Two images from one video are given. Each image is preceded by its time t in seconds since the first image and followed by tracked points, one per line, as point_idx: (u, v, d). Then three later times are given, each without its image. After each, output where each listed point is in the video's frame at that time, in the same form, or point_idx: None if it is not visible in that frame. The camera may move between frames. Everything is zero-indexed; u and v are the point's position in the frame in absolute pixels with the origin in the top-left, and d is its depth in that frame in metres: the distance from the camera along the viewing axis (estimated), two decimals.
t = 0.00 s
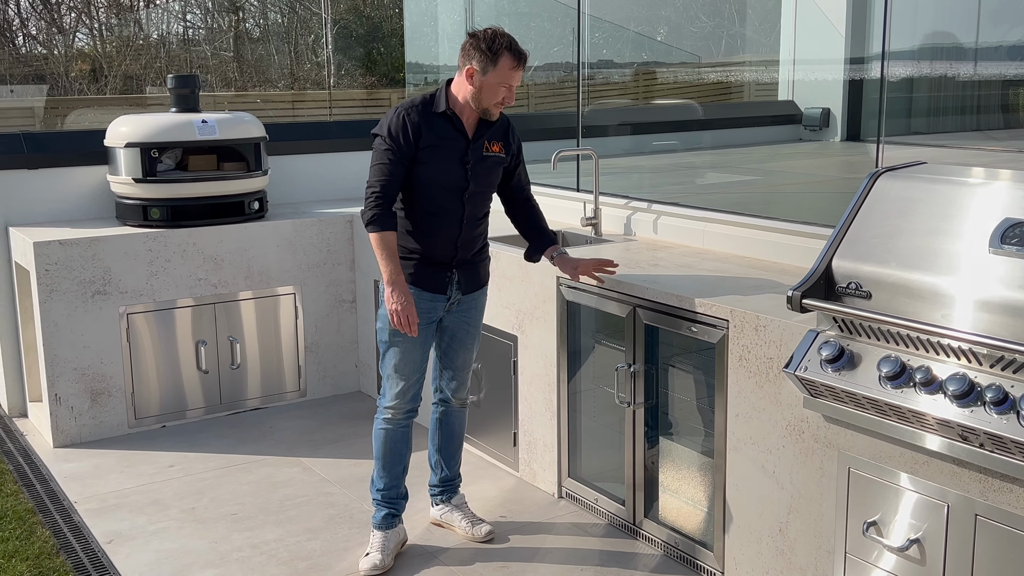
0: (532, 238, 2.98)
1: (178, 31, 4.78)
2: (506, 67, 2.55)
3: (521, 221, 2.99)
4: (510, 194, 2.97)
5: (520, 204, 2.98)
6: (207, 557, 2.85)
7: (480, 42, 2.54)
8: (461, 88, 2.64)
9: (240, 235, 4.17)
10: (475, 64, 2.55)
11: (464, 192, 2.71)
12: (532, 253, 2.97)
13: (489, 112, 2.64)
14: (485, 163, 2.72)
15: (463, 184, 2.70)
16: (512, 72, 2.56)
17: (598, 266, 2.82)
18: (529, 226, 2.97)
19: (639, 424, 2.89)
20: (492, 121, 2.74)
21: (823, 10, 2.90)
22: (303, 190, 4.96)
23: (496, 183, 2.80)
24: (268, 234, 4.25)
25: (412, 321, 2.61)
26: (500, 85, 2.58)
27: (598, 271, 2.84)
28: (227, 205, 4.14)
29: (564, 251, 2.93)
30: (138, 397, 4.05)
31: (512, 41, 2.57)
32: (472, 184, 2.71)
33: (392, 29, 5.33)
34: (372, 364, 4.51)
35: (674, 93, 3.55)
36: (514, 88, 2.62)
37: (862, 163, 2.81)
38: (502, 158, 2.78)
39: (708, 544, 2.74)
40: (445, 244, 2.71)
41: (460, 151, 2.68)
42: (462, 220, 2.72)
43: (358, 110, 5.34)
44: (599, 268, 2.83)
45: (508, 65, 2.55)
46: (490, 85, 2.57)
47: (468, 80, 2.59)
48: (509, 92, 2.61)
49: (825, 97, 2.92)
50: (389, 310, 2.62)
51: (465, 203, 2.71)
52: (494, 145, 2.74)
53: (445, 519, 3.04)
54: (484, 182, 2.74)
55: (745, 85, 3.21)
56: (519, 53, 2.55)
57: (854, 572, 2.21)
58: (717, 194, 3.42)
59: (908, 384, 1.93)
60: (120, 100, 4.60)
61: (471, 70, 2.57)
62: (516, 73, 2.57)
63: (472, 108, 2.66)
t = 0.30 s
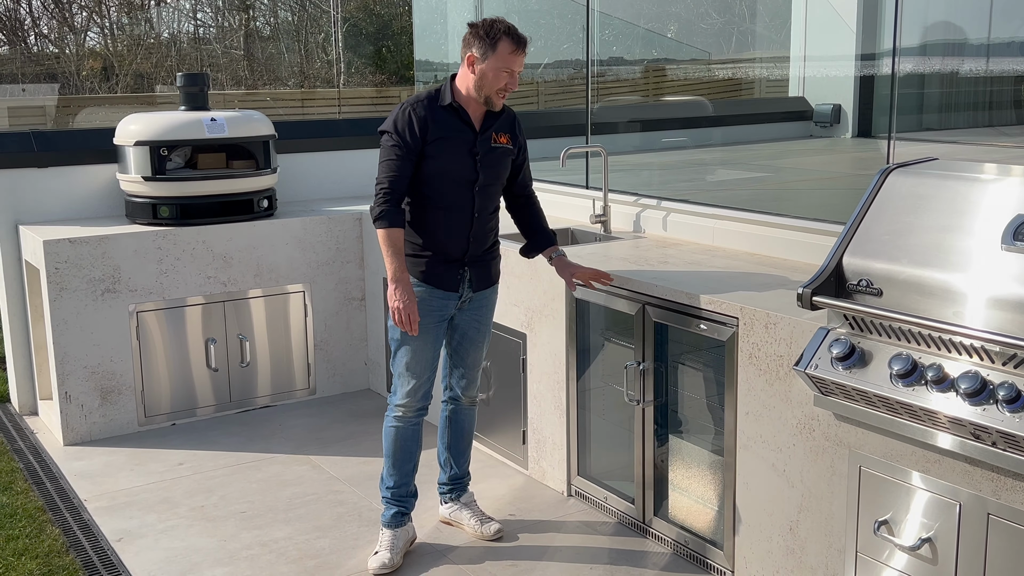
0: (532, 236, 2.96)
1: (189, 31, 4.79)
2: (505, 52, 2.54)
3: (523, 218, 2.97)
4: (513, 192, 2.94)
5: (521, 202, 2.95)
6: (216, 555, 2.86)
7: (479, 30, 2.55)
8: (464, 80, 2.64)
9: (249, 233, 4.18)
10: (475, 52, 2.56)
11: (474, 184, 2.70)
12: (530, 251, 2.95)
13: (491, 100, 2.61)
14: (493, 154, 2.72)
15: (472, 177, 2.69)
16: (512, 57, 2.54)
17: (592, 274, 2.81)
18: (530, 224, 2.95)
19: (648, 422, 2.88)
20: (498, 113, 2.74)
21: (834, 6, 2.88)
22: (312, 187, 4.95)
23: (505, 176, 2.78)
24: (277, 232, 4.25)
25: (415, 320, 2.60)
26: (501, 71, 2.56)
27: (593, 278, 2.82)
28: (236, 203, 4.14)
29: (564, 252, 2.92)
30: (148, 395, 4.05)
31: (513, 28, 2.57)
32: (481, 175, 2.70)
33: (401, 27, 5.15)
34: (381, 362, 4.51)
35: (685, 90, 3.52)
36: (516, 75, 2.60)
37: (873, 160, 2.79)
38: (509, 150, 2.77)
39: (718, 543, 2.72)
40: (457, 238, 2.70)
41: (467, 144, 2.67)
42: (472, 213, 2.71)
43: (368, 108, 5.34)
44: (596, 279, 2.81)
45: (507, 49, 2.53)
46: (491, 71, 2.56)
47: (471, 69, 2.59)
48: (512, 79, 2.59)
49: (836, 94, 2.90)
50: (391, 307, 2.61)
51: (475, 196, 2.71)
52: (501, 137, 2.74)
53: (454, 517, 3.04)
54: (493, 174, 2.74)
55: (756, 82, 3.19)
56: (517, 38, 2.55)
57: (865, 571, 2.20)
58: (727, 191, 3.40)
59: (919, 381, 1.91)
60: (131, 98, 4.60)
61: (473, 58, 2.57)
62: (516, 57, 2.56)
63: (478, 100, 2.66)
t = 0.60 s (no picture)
0: (532, 241, 2.95)
1: (196, 30, 4.79)
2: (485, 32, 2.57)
3: (524, 223, 2.96)
4: (516, 198, 2.94)
5: (524, 207, 2.95)
6: (223, 554, 2.86)
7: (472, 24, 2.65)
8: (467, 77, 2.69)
9: (255, 232, 4.18)
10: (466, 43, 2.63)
11: (476, 184, 2.69)
12: (529, 255, 2.94)
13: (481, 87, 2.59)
14: (497, 156, 2.70)
15: (475, 176, 2.68)
16: (491, 35, 2.55)
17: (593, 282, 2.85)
18: (531, 228, 2.95)
19: (655, 421, 2.87)
20: (508, 115, 2.73)
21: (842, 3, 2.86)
22: (319, 186, 4.95)
23: (508, 178, 2.77)
24: (283, 231, 4.25)
25: (411, 310, 2.57)
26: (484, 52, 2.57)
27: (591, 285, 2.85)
28: (242, 202, 4.15)
29: (561, 262, 2.93)
30: (155, 394, 4.06)
31: (509, 18, 2.61)
32: (483, 176, 2.69)
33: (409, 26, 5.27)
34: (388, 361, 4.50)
35: (692, 88, 3.51)
36: (505, 58, 2.58)
37: (881, 158, 2.78)
38: (515, 152, 2.76)
39: (725, 542, 2.71)
40: (455, 236, 2.69)
41: (473, 142, 2.66)
42: (471, 212, 2.70)
43: (375, 106, 5.34)
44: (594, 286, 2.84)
45: (488, 29, 2.55)
46: (473, 55, 2.60)
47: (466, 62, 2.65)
48: (500, 61, 2.57)
49: (843, 91, 2.89)
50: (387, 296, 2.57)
51: (475, 195, 2.69)
52: (508, 138, 2.73)
53: (460, 517, 3.04)
54: (497, 175, 2.72)
55: (763, 80, 3.18)
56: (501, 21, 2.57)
57: (873, 570, 2.19)
58: (734, 189, 3.39)
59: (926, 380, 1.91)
60: (138, 98, 4.62)
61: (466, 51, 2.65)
62: (496, 37, 2.55)
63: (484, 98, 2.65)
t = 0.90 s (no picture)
0: (540, 234, 2.95)
1: (202, 30, 4.82)
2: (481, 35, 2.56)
3: (529, 219, 2.97)
4: (518, 197, 2.97)
5: (526, 204, 2.97)
6: (228, 554, 2.87)
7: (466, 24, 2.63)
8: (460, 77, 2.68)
9: (261, 232, 4.18)
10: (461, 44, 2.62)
11: (468, 184, 2.69)
12: (541, 250, 2.94)
13: (476, 89, 2.60)
14: (489, 157, 2.70)
15: (467, 176, 2.68)
16: (488, 39, 2.54)
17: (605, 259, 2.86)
18: (538, 222, 2.95)
19: (660, 421, 2.86)
20: (501, 115, 2.72)
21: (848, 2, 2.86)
22: (324, 185, 4.95)
23: (501, 178, 2.77)
24: (289, 231, 4.25)
25: (396, 312, 2.61)
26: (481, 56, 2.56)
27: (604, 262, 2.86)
28: (248, 203, 4.15)
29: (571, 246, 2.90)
30: (161, 393, 4.07)
31: (503, 20, 2.60)
32: (476, 176, 2.68)
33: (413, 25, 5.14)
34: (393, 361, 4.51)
35: (698, 88, 3.51)
36: (500, 62, 2.58)
37: (887, 158, 2.77)
38: (508, 153, 2.75)
39: (730, 543, 2.71)
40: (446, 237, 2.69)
41: (465, 143, 2.66)
42: (463, 213, 2.70)
43: (382, 106, 5.34)
44: (606, 262, 2.86)
45: (484, 32, 2.55)
46: (470, 58, 2.59)
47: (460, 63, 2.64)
48: (496, 65, 2.57)
49: (849, 91, 2.88)
50: (375, 298, 2.61)
51: (467, 196, 2.69)
52: (501, 139, 2.72)
53: (464, 517, 3.03)
54: (490, 176, 2.72)
55: (769, 79, 3.17)
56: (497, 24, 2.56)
57: (878, 571, 2.19)
58: (739, 189, 3.38)
59: (932, 380, 1.90)
60: (143, 98, 4.60)
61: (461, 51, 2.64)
62: (493, 41, 2.55)
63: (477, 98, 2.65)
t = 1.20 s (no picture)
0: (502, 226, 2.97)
1: (208, 30, 4.79)
2: (468, 50, 2.59)
3: (490, 212, 2.98)
4: (474, 189, 2.98)
5: (484, 196, 2.98)
6: (234, 553, 2.87)
7: (437, 31, 2.59)
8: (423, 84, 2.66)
9: (266, 232, 4.19)
10: (436, 54, 2.60)
11: (434, 190, 2.69)
12: (506, 238, 2.97)
13: (455, 101, 2.63)
14: (451, 160, 2.71)
15: (433, 182, 2.68)
16: (476, 55, 2.59)
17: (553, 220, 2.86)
18: (498, 213, 2.98)
19: (666, 421, 2.86)
20: (457, 118, 2.73)
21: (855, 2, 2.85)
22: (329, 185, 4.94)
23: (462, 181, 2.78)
24: (294, 230, 4.26)
25: (395, 320, 2.57)
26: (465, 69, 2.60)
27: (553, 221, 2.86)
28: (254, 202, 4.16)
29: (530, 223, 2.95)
30: (166, 392, 4.08)
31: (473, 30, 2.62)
32: (442, 181, 2.69)
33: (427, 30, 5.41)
34: (399, 360, 4.51)
35: (705, 88, 3.50)
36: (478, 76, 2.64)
37: (893, 158, 2.77)
38: (467, 155, 2.77)
39: (736, 543, 2.71)
40: (416, 244, 2.69)
41: (428, 148, 2.66)
42: (432, 219, 2.70)
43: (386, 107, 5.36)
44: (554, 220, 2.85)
45: (472, 48, 2.58)
46: (454, 70, 2.59)
47: (431, 71, 2.62)
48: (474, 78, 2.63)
49: (856, 91, 2.87)
50: (370, 311, 2.56)
51: (435, 201, 2.70)
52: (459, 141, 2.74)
53: (470, 517, 3.03)
54: (453, 179, 2.73)
55: (776, 80, 3.16)
56: (478, 37, 2.59)
57: (884, 571, 2.18)
58: (745, 189, 3.38)
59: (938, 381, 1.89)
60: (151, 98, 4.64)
61: (433, 60, 2.61)
62: (477, 56, 2.60)
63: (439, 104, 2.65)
